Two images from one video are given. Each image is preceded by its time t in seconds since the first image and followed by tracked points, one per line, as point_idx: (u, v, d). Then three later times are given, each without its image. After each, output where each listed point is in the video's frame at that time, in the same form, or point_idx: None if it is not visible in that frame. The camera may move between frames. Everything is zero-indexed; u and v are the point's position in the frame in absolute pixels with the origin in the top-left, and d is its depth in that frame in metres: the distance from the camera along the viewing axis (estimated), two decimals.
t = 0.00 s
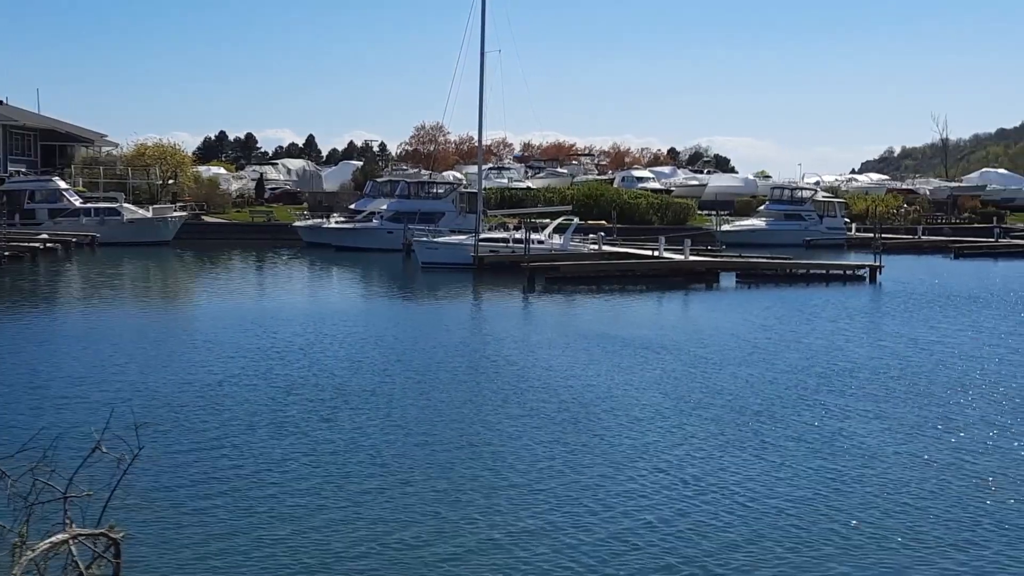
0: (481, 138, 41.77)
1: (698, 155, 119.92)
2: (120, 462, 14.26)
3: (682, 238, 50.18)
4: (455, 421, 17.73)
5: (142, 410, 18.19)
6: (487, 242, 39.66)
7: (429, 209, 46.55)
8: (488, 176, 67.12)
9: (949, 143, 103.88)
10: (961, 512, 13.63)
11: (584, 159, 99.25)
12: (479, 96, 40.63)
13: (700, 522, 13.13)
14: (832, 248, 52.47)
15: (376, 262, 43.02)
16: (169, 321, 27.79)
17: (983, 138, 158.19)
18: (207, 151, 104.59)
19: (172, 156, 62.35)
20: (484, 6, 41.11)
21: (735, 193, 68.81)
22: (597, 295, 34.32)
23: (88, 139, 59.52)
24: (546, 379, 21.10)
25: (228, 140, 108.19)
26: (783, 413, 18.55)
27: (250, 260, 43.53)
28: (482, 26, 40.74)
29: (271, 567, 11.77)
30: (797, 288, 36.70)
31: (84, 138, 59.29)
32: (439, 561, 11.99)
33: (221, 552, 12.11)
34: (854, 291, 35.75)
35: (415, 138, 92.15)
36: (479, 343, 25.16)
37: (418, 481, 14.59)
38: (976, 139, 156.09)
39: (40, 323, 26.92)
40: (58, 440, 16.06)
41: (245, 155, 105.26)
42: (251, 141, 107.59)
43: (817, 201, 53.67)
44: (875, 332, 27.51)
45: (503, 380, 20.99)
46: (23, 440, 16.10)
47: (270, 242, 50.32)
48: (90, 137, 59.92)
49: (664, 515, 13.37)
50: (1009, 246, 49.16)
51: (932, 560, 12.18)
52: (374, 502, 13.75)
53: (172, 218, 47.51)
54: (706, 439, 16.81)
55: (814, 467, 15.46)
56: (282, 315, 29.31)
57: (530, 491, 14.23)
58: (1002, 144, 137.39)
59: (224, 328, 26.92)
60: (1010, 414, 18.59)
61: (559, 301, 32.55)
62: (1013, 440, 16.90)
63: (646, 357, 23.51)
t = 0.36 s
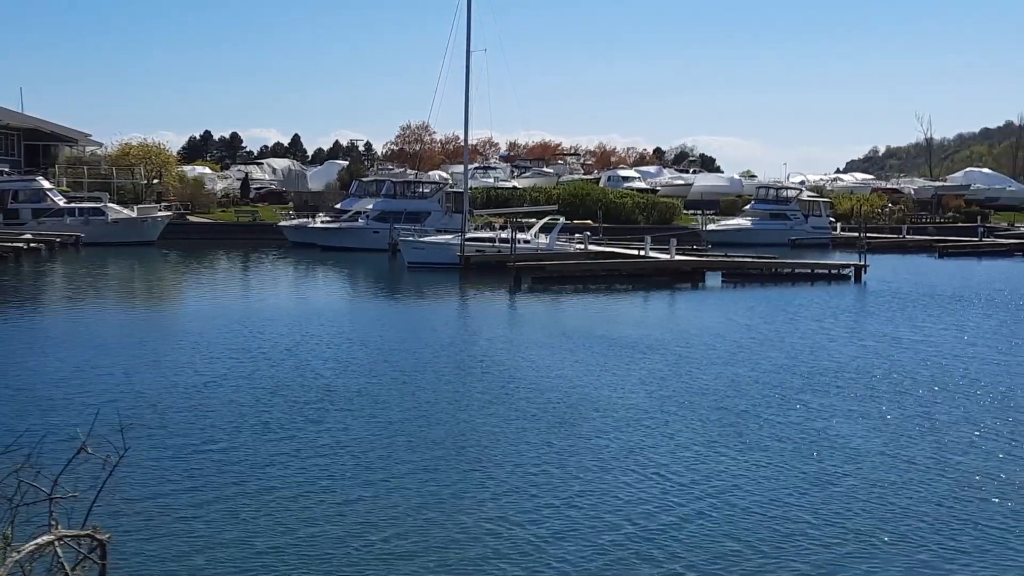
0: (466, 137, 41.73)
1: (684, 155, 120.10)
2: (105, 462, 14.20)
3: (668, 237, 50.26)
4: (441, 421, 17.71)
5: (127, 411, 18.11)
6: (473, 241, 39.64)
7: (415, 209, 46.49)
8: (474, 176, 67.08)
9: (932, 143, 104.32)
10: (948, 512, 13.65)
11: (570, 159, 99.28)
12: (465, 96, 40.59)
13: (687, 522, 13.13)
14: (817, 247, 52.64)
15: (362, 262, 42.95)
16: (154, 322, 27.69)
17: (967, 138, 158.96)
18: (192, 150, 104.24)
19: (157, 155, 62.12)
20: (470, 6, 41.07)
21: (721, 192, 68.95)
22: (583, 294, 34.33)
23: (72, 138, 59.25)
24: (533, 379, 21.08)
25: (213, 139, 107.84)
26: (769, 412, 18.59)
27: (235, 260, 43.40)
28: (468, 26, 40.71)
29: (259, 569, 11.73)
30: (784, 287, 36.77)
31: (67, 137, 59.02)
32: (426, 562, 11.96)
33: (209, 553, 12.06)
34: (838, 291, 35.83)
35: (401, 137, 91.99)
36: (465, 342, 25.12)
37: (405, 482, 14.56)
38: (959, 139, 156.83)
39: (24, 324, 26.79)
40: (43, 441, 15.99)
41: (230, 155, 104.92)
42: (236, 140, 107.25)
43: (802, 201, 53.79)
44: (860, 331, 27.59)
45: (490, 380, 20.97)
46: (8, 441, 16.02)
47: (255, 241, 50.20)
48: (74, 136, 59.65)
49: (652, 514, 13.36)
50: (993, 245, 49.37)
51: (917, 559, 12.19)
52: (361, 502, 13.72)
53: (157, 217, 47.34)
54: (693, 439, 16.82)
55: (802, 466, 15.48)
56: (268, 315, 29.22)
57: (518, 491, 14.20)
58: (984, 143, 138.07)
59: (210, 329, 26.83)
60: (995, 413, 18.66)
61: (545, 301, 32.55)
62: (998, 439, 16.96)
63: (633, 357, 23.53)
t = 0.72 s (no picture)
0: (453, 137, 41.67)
1: (670, 156, 120.32)
2: (88, 462, 14.12)
3: (655, 237, 50.31)
4: (428, 421, 17.69)
5: (112, 411, 18.03)
6: (459, 241, 39.61)
7: (401, 209, 46.41)
8: (460, 176, 67.01)
9: (917, 144, 104.74)
10: (932, 511, 13.69)
11: (556, 159, 99.28)
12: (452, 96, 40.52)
13: (673, 522, 13.13)
14: (802, 248, 52.78)
15: (348, 262, 42.86)
16: (139, 322, 27.59)
17: (951, 138, 159.62)
18: (177, 150, 103.86)
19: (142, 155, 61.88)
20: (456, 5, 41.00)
21: (706, 192, 69.09)
22: (569, 294, 34.35)
23: (57, 138, 58.95)
24: (520, 379, 21.07)
25: (198, 139, 107.51)
26: (756, 412, 18.63)
27: (220, 260, 43.27)
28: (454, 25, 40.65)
29: (243, 570, 11.68)
30: (769, 287, 36.84)
31: (52, 137, 58.70)
32: (411, 562, 11.93)
33: (194, 554, 12.01)
34: (824, 291, 35.92)
35: (387, 137, 91.84)
36: (451, 342, 25.08)
37: (390, 482, 14.52)
38: (943, 140, 157.48)
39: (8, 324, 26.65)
40: (27, 442, 15.90)
41: (215, 155, 104.62)
42: (221, 140, 106.93)
43: (788, 201, 53.91)
44: (845, 331, 27.65)
45: (477, 380, 20.95)
46: None
47: (241, 242, 50.05)
48: (59, 136, 59.36)
49: (637, 514, 13.35)
50: (977, 246, 49.58)
51: (903, 558, 12.21)
52: (346, 503, 13.68)
53: (142, 217, 47.13)
54: (679, 438, 16.83)
55: (787, 466, 15.51)
56: (253, 315, 29.16)
57: (504, 491, 14.19)
58: (968, 144, 138.68)
59: (197, 329, 26.77)
60: (978, 413, 18.72)
61: (532, 301, 32.57)
62: (982, 439, 17.02)
63: (620, 357, 23.53)
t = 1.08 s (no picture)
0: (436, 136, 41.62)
1: (653, 155, 120.46)
2: (68, 464, 14.07)
3: (638, 236, 50.40)
4: (412, 421, 17.69)
5: (93, 412, 17.95)
6: (442, 240, 39.60)
7: (385, 208, 46.35)
8: (444, 175, 66.98)
9: (898, 143, 105.18)
10: (913, 510, 13.71)
11: (539, 158, 99.28)
12: (435, 95, 40.49)
13: (655, 522, 13.13)
14: (784, 247, 52.95)
15: (332, 262, 42.81)
16: (120, 322, 27.47)
17: (932, 138, 160.43)
18: (159, 149, 103.52)
19: (124, 154, 61.62)
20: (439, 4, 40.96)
21: (689, 192, 69.24)
22: (553, 293, 34.37)
23: (37, 137, 58.65)
24: (504, 379, 21.08)
25: (180, 138, 107.14)
26: (739, 411, 18.70)
27: (202, 260, 43.14)
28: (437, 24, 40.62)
29: (223, 571, 11.63)
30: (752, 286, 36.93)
31: (33, 136, 58.39)
32: (393, 563, 11.90)
33: (174, 556, 11.95)
34: (806, 290, 36.04)
35: (370, 136, 91.67)
36: (435, 342, 25.07)
37: (373, 483, 14.49)
38: (924, 139, 158.25)
39: None
40: (6, 443, 15.83)
41: (197, 154, 104.26)
42: (203, 139, 106.59)
43: (771, 200, 54.06)
44: (828, 330, 27.73)
45: (462, 380, 20.94)
46: None
47: (223, 241, 49.91)
48: (39, 135, 59.06)
49: (619, 514, 13.35)
50: (958, 245, 49.81)
51: (884, 557, 12.23)
52: (328, 504, 13.63)
53: (124, 217, 46.95)
54: (661, 438, 16.85)
55: (769, 465, 15.54)
56: (236, 315, 29.05)
57: (486, 490, 14.22)
58: (949, 143, 139.36)
59: (179, 328, 26.72)
60: (959, 412, 18.80)
61: (515, 300, 32.59)
62: (962, 438, 17.08)
63: (603, 356, 23.56)
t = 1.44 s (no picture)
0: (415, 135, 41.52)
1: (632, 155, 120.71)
2: (41, 465, 13.96)
3: (617, 236, 50.45)
4: (390, 421, 17.62)
5: (68, 413, 17.82)
6: (421, 240, 39.53)
7: (363, 208, 46.23)
8: (422, 175, 66.87)
9: (876, 143, 105.71)
10: (889, 509, 13.72)
11: (517, 158, 99.49)
12: (413, 94, 40.39)
13: (631, 521, 13.10)
14: (762, 246, 53.12)
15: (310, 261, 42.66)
16: (96, 322, 27.30)
17: (908, 138, 161.38)
18: (136, 148, 102.96)
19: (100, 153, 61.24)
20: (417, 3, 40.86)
21: (668, 191, 69.39)
22: (531, 292, 34.35)
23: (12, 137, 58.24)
24: (484, 379, 21.01)
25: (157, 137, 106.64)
26: (718, 410, 18.71)
27: (180, 260, 42.92)
28: (415, 23, 40.52)
29: (194, 574, 11.53)
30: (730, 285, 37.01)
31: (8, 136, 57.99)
32: (370, 563, 11.85)
33: (146, 559, 11.84)
34: (784, 289, 36.16)
35: (348, 135, 91.45)
36: (414, 342, 25.00)
37: (348, 484, 14.40)
38: (901, 139, 159.13)
39: None
40: None
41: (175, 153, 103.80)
42: (181, 138, 106.13)
43: (749, 199, 54.21)
44: (805, 330, 27.80)
45: (441, 380, 20.87)
46: None
47: (200, 241, 49.67)
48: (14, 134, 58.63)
49: (596, 514, 13.31)
50: (934, 244, 50.10)
51: (859, 556, 12.23)
52: (304, 506, 13.52)
53: (100, 217, 46.65)
54: (640, 437, 16.83)
55: (746, 464, 15.54)
56: (214, 315, 28.91)
57: (464, 490, 14.19)
58: (926, 143, 140.14)
59: (157, 328, 26.56)
60: (936, 411, 18.87)
61: (494, 299, 32.55)
62: (938, 437, 17.14)
63: (582, 355, 23.55)
